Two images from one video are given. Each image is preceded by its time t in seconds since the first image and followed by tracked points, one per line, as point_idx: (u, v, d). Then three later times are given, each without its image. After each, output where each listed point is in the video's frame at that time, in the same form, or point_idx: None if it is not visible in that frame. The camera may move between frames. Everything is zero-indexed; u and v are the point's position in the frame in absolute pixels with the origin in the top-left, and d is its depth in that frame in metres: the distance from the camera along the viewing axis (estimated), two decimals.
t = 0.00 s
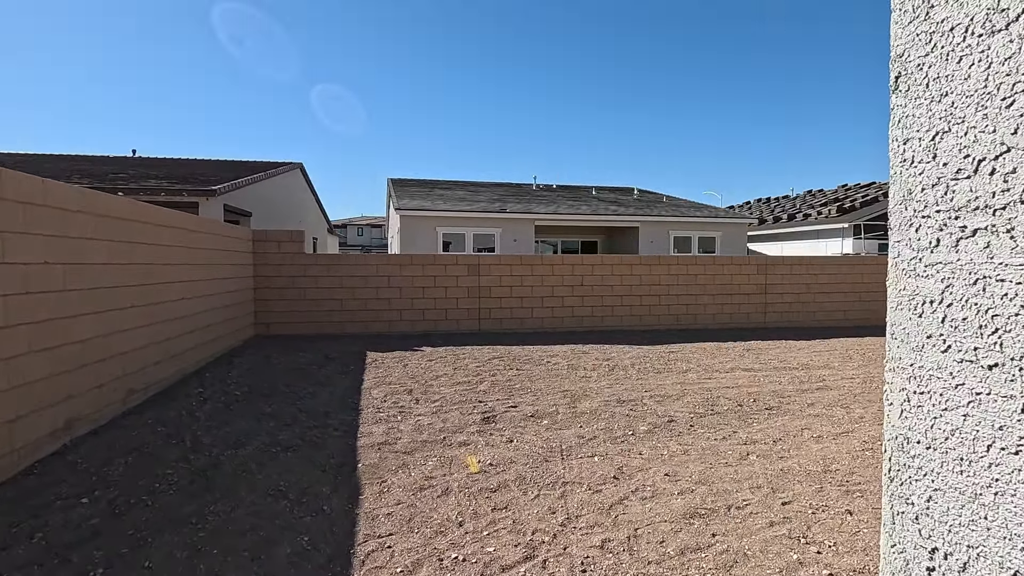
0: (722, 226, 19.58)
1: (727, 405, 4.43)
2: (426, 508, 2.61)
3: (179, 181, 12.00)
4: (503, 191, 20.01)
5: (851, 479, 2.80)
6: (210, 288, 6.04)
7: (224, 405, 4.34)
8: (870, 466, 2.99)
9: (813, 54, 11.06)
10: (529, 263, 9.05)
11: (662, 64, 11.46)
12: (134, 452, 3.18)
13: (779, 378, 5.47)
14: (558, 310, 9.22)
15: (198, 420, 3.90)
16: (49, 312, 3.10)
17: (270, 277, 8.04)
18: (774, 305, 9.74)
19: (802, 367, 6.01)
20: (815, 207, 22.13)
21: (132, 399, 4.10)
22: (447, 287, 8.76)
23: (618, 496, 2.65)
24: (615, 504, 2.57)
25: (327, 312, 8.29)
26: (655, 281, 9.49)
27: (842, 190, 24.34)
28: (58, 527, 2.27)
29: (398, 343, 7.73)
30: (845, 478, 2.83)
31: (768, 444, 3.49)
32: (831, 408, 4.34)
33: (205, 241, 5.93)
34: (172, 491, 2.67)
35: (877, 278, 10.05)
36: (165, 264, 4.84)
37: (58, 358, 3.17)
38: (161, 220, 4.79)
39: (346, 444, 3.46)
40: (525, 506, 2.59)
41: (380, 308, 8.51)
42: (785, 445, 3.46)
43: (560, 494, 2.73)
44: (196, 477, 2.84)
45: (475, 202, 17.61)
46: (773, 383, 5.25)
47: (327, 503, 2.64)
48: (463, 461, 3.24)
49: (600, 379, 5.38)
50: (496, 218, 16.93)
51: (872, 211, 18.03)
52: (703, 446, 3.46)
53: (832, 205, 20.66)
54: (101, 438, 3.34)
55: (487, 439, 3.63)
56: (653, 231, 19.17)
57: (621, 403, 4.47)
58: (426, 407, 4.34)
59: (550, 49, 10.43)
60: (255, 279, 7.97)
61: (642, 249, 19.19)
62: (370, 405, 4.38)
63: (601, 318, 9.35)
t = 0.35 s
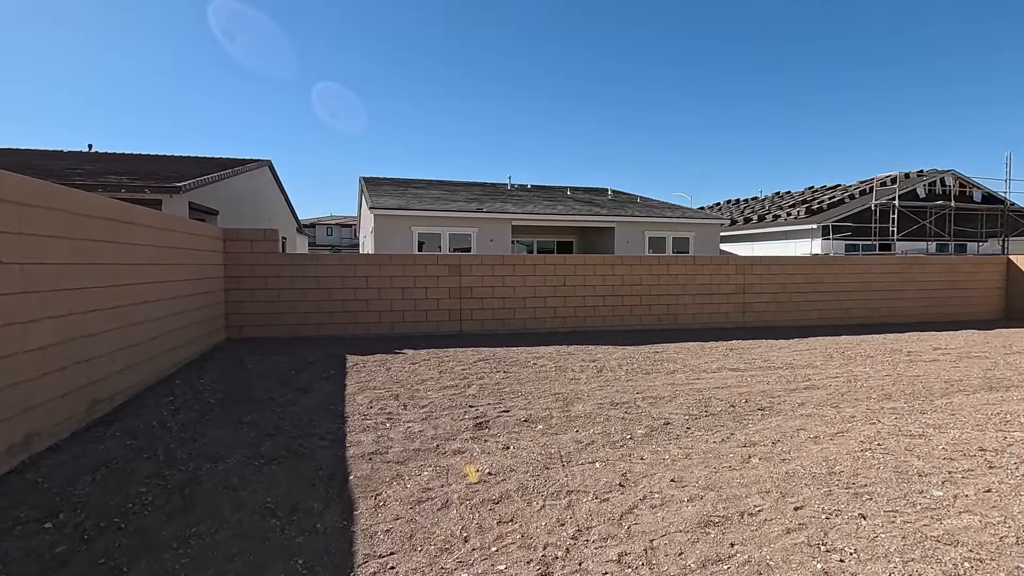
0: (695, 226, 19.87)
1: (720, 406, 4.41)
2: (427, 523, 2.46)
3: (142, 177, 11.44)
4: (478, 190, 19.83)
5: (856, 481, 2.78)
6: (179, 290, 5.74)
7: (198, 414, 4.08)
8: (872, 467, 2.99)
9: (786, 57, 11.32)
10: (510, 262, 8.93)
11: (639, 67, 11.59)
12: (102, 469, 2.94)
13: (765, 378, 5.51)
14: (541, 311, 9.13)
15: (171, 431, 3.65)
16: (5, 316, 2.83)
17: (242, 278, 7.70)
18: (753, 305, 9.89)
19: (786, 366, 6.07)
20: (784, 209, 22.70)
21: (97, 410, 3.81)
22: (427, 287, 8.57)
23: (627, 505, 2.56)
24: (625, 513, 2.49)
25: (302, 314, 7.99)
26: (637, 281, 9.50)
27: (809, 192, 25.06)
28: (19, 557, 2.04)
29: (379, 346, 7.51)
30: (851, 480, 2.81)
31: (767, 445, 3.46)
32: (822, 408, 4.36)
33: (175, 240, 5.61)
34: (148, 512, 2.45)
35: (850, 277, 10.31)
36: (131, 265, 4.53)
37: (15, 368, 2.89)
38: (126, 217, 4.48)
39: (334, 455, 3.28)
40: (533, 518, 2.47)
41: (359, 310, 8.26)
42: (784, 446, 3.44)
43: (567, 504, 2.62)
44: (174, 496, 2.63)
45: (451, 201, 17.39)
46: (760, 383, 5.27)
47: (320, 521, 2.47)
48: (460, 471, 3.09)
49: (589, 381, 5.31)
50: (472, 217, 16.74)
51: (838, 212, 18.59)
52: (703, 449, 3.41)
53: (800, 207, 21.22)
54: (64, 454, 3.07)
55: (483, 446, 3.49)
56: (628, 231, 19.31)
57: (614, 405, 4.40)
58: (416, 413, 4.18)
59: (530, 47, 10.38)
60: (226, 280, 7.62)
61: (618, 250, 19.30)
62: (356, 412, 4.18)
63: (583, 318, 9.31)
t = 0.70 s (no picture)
0: (670, 226, 20.08)
1: (715, 405, 4.34)
2: (429, 537, 2.28)
3: (100, 171, 10.82)
4: (454, 189, 19.59)
5: (867, 480, 2.72)
6: (144, 289, 5.37)
7: (168, 422, 3.78)
8: (879, 465, 2.94)
9: (760, 57, 11.50)
10: (492, 261, 8.76)
11: (618, 66, 11.59)
12: (59, 485, 2.65)
13: (753, 376, 5.50)
14: (524, 310, 8.99)
15: (138, 442, 3.35)
16: None
17: (212, 276, 7.30)
18: (732, 303, 9.98)
19: (771, 364, 6.09)
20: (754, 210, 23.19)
21: (54, 419, 3.47)
22: (407, 286, 8.32)
23: (640, 512, 2.44)
24: (639, 520, 2.36)
25: (276, 313, 7.64)
26: (619, 279, 9.46)
27: (778, 194, 25.69)
28: None
29: (358, 346, 7.23)
30: (861, 479, 2.75)
31: (770, 444, 3.39)
32: (815, 405, 4.34)
33: (138, 234, 5.24)
34: (116, 534, 2.21)
35: (824, 276, 10.52)
36: (90, 261, 4.18)
37: None
38: (85, 210, 4.14)
39: (321, 463, 3.05)
40: (542, 529, 2.32)
41: (336, 309, 7.95)
42: (787, 445, 3.37)
43: (576, 512, 2.47)
44: (144, 515, 2.37)
45: (427, 200, 17.10)
46: (749, 381, 5.26)
47: (311, 537, 2.26)
48: (459, 478, 2.91)
49: (580, 381, 5.19)
50: (449, 215, 16.49)
51: (808, 213, 19.07)
52: (707, 449, 3.32)
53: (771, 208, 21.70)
54: (15, 470, 2.76)
55: (480, 451, 3.32)
56: (605, 230, 19.37)
57: (609, 406, 4.29)
58: (404, 416, 3.97)
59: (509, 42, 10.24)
60: (194, 278, 7.21)
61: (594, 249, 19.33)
62: (340, 416, 3.95)
63: (566, 317, 9.21)
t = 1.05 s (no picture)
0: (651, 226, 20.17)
1: (719, 410, 4.24)
2: (443, 567, 2.08)
3: (60, 167, 10.21)
4: (434, 188, 19.29)
5: (894, 489, 2.63)
6: (111, 291, 5.01)
7: (140, 438, 3.47)
8: (901, 473, 2.85)
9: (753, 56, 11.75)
10: (479, 261, 8.54)
11: (602, 65, 11.57)
12: (17, 517, 2.35)
13: (750, 378, 5.43)
14: (512, 312, 8.81)
15: (107, 461, 3.04)
16: None
17: (184, 278, 6.89)
18: (718, 304, 10.01)
19: (766, 366, 6.04)
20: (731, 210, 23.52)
21: (10, 437, 3.13)
22: (392, 287, 8.04)
23: (667, 532, 2.28)
24: (669, 542, 2.20)
25: (253, 317, 7.27)
26: (608, 280, 9.37)
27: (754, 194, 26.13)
28: None
29: (343, 350, 6.94)
30: (886, 487, 2.66)
31: (784, 452, 3.28)
32: (819, 408, 4.27)
33: (105, 232, 4.87)
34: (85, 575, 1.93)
35: (807, 276, 10.64)
36: (53, 261, 3.83)
37: None
38: (48, 206, 3.80)
39: (315, 482, 2.81)
40: (566, 554, 2.13)
41: (316, 312, 7.61)
42: (802, 452, 3.27)
43: (599, 534, 2.30)
44: (118, 550, 2.11)
45: (407, 199, 16.77)
46: (748, 383, 5.18)
47: (310, 571, 2.03)
48: (467, 497, 2.70)
49: (577, 386, 5.03)
50: (429, 215, 16.20)
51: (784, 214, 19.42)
52: (721, 459, 3.19)
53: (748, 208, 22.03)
54: None
55: (485, 465, 3.12)
56: (586, 231, 19.33)
57: (612, 412, 4.13)
58: (399, 427, 3.74)
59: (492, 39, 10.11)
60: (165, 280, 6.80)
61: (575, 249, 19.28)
62: (331, 428, 3.70)
63: (555, 319, 9.07)
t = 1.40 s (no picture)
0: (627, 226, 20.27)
1: (718, 413, 4.16)
2: None
3: (9, 160, 9.54)
4: (409, 187, 18.93)
5: (912, 493, 2.57)
6: (71, 292, 4.65)
7: (106, 454, 3.16)
8: (915, 475, 2.80)
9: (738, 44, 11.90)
10: (463, 261, 8.32)
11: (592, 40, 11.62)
12: None
13: (742, 379, 5.40)
14: (495, 312, 8.63)
15: (70, 483, 2.74)
16: None
17: (149, 279, 6.47)
18: (700, 304, 10.07)
19: (755, 365, 6.03)
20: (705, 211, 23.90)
21: None
22: (372, 288, 7.75)
23: (693, 547, 2.16)
24: (697, 557, 2.08)
25: (224, 320, 6.89)
26: (591, 280, 9.29)
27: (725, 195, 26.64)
28: None
29: (322, 354, 6.64)
30: (905, 491, 2.61)
31: (793, 455, 3.21)
32: (816, 409, 4.25)
33: (63, 228, 4.48)
34: None
35: (784, 276, 10.82)
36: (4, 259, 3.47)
37: None
38: None
39: (308, 501, 2.60)
40: None
41: (292, 314, 7.27)
42: (811, 455, 3.20)
43: (622, 551, 2.17)
44: None
45: (381, 197, 16.39)
46: (741, 384, 5.15)
47: None
48: (474, 512, 2.53)
49: (571, 389, 4.90)
50: (404, 214, 15.85)
51: (756, 215, 19.84)
52: (731, 464, 3.09)
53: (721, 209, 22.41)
54: None
55: (489, 477, 2.96)
56: (562, 230, 19.27)
57: (611, 416, 4.01)
58: (392, 436, 3.53)
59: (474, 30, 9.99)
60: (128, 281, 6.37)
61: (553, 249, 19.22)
62: (319, 439, 3.46)
63: (539, 320, 8.94)
